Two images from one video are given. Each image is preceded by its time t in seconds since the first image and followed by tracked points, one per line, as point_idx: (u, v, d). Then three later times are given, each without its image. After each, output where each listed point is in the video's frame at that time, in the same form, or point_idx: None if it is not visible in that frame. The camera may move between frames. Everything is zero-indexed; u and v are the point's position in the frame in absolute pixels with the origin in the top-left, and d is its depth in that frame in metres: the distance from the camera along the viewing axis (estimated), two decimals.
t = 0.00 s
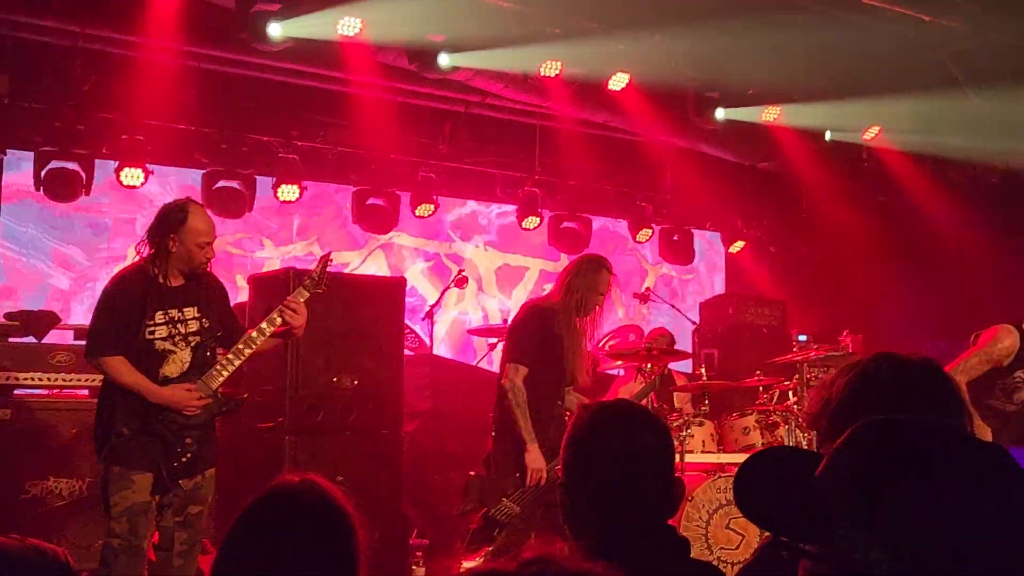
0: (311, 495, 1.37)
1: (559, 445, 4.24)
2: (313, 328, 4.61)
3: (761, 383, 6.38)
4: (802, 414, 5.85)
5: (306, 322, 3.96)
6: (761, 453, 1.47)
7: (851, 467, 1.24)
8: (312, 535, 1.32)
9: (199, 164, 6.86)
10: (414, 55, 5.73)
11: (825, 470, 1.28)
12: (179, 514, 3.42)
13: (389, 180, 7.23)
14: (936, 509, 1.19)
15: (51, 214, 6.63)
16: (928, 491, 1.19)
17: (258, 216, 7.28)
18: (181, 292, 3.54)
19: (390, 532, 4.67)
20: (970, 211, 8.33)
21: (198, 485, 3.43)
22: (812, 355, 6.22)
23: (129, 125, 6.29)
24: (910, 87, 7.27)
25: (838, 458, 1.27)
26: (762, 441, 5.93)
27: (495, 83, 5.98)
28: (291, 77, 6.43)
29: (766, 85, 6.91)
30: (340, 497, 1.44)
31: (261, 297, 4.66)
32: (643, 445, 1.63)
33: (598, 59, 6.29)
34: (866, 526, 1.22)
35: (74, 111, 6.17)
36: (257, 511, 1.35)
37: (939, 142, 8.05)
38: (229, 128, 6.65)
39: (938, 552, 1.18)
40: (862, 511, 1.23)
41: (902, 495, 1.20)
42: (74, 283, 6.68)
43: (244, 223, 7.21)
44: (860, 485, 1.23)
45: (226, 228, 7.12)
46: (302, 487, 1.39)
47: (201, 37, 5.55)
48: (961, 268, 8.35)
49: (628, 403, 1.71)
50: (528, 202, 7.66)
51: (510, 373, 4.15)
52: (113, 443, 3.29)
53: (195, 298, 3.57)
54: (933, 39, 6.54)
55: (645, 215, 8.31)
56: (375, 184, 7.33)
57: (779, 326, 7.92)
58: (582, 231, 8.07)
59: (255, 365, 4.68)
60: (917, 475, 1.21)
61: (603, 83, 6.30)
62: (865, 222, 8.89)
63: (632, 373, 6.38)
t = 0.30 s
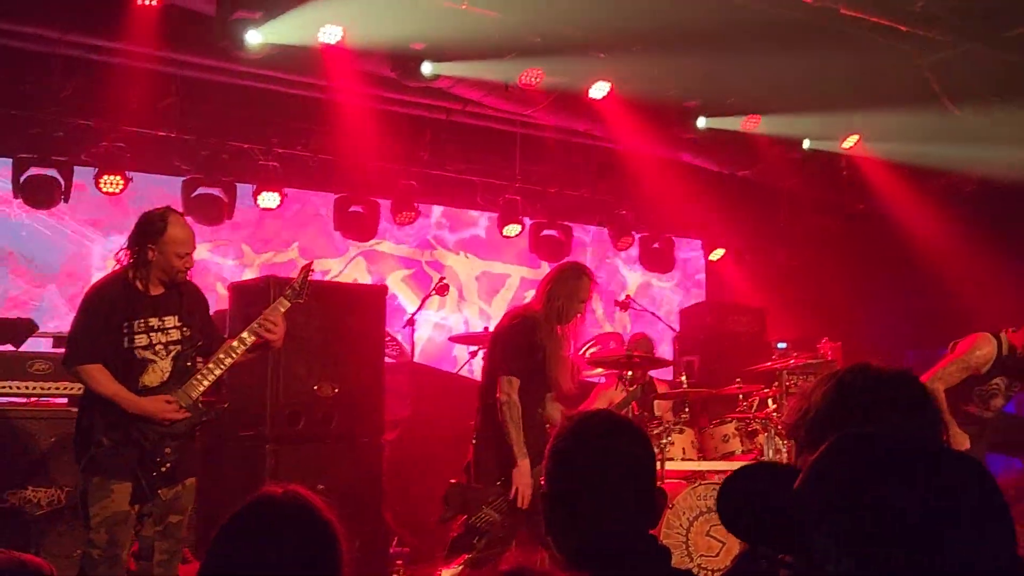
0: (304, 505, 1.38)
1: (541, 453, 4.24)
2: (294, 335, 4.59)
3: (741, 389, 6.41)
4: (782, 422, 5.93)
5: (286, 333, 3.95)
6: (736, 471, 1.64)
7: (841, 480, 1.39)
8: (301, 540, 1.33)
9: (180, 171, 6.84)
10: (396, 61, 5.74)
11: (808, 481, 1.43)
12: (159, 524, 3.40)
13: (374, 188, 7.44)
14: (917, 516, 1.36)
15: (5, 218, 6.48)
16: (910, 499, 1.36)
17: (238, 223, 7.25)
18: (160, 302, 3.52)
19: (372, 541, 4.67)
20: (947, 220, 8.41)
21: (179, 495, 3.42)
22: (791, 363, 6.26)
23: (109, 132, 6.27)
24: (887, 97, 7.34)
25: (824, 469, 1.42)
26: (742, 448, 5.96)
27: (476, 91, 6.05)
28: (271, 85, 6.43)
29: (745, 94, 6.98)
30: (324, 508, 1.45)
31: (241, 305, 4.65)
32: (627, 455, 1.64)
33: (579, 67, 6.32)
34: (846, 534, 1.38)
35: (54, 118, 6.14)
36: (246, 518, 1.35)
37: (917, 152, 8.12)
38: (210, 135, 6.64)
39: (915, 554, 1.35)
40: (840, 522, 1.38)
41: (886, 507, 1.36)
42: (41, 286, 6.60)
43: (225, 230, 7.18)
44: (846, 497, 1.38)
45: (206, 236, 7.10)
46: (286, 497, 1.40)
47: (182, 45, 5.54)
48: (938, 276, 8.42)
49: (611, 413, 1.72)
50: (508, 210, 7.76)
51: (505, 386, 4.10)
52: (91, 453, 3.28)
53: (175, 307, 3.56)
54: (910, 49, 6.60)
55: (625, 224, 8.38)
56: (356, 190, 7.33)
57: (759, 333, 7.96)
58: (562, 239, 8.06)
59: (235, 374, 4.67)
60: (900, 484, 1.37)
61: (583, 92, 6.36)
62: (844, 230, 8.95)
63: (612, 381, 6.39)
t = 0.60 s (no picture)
0: (282, 513, 1.38)
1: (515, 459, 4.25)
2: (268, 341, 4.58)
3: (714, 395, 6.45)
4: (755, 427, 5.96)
5: (259, 338, 3.95)
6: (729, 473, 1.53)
7: (808, 476, 1.15)
8: (281, 548, 1.33)
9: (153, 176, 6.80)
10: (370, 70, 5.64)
11: (780, 483, 1.20)
12: (132, 532, 3.38)
13: (343, 193, 7.21)
14: (895, 517, 1.10)
15: None
16: (883, 502, 1.11)
17: (212, 228, 7.22)
18: (134, 308, 3.51)
19: (345, 548, 4.65)
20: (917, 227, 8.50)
21: (153, 502, 3.41)
22: (764, 369, 6.29)
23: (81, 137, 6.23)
24: (858, 105, 7.42)
25: (792, 474, 1.18)
26: (715, 453, 6.00)
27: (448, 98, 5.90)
28: (245, 90, 6.41)
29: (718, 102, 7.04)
30: (299, 515, 1.45)
31: (215, 311, 4.63)
32: (600, 460, 1.65)
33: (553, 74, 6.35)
34: (819, 541, 1.13)
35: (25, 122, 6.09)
36: (218, 528, 1.34)
37: (887, 159, 8.20)
38: (183, 140, 6.60)
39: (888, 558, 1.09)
40: (810, 523, 1.14)
41: (857, 505, 1.11)
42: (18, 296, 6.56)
43: (198, 235, 7.15)
44: (815, 495, 1.14)
45: (180, 241, 7.07)
46: (261, 505, 1.39)
47: (154, 49, 5.53)
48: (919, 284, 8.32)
49: (585, 419, 1.73)
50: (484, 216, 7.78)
51: (474, 392, 4.13)
52: (64, 460, 3.25)
53: (149, 313, 3.54)
54: (882, 58, 6.68)
55: (599, 229, 8.34)
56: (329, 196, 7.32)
57: (732, 339, 8.01)
58: (537, 245, 8.04)
59: (208, 380, 4.64)
60: (877, 482, 1.12)
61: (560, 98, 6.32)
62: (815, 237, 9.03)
63: (587, 387, 6.42)
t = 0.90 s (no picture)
0: (255, 523, 1.38)
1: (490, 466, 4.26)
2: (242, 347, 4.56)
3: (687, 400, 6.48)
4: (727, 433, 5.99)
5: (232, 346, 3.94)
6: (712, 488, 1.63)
7: (785, 482, 1.23)
8: (257, 557, 1.33)
9: (125, 180, 6.76)
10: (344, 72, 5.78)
11: (755, 493, 1.27)
12: (106, 540, 3.38)
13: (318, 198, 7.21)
14: (880, 512, 1.18)
15: None
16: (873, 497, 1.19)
17: (185, 233, 7.19)
18: (107, 315, 3.48)
19: (319, 554, 4.64)
20: (888, 234, 8.58)
21: (128, 510, 3.41)
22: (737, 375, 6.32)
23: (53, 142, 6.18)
24: (830, 114, 7.47)
25: (774, 477, 1.25)
26: (688, 459, 6.03)
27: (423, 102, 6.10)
28: (219, 95, 6.38)
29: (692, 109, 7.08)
30: (274, 524, 1.45)
31: (187, 317, 4.61)
32: (574, 466, 1.66)
33: (528, 81, 6.37)
34: (806, 541, 1.20)
35: None
36: (191, 537, 1.35)
37: (859, 168, 8.28)
38: (155, 145, 6.57)
39: (881, 552, 1.17)
40: (796, 525, 1.21)
41: (836, 501, 1.19)
42: None
43: (171, 240, 7.12)
44: (793, 497, 1.21)
45: (152, 246, 7.03)
46: (236, 514, 1.40)
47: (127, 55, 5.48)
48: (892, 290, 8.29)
49: (560, 427, 1.74)
50: (458, 222, 7.72)
51: (454, 404, 4.05)
52: (37, 468, 3.22)
53: (123, 320, 3.52)
54: (855, 68, 6.74)
55: (574, 235, 8.38)
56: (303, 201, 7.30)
57: (705, 345, 8.06)
58: (512, 250, 8.06)
59: (181, 386, 4.62)
60: (860, 479, 1.20)
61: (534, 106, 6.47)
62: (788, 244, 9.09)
63: (561, 393, 6.43)
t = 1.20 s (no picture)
0: (224, 530, 1.37)
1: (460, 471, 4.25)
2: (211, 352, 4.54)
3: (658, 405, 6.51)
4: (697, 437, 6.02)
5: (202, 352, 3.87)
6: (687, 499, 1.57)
7: (767, 487, 1.12)
8: (226, 564, 1.33)
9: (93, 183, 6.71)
10: (315, 76, 5.75)
11: (738, 498, 1.16)
12: (73, 548, 3.32)
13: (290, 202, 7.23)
14: (867, 515, 1.06)
15: None
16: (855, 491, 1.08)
17: (154, 236, 7.14)
18: (74, 318, 3.45)
19: (288, 559, 4.61)
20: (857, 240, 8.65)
21: (95, 516, 3.35)
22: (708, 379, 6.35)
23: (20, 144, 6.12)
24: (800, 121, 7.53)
25: (751, 485, 1.15)
26: (659, 464, 6.07)
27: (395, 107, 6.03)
28: (189, 97, 6.35)
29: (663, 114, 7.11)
30: (241, 529, 1.44)
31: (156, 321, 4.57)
32: (542, 471, 1.67)
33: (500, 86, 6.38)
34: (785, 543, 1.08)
35: None
36: (158, 543, 1.34)
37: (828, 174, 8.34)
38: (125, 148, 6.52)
39: (869, 557, 1.04)
40: (779, 529, 1.09)
41: (822, 502, 1.08)
42: None
43: (141, 244, 7.07)
44: (778, 500, 1.10)
45: (122, 250, 6.98)
46: (203, 520, 1.39)
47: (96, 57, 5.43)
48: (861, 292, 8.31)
49: (529, 433, 1.75)
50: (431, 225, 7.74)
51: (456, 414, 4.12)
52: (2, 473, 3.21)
53: (90, 324, 3.49)
54: (825, 75, 6.79)
55: (547, 240, 8.43)
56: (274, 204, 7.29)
57: (676, 350, 8.09)
58: (485, 254, 8.05)
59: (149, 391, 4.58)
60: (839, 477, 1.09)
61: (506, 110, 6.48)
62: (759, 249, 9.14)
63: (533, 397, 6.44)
